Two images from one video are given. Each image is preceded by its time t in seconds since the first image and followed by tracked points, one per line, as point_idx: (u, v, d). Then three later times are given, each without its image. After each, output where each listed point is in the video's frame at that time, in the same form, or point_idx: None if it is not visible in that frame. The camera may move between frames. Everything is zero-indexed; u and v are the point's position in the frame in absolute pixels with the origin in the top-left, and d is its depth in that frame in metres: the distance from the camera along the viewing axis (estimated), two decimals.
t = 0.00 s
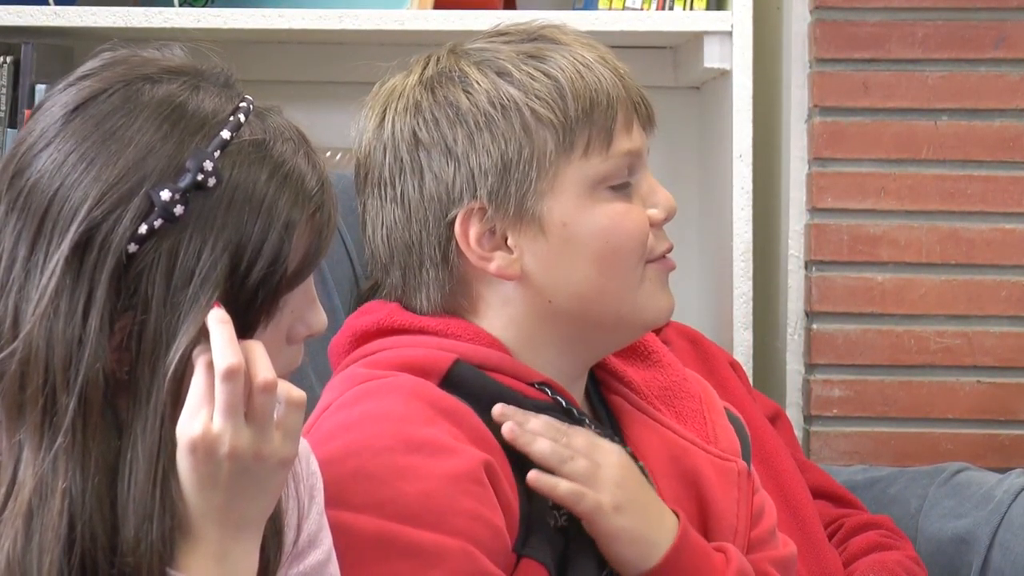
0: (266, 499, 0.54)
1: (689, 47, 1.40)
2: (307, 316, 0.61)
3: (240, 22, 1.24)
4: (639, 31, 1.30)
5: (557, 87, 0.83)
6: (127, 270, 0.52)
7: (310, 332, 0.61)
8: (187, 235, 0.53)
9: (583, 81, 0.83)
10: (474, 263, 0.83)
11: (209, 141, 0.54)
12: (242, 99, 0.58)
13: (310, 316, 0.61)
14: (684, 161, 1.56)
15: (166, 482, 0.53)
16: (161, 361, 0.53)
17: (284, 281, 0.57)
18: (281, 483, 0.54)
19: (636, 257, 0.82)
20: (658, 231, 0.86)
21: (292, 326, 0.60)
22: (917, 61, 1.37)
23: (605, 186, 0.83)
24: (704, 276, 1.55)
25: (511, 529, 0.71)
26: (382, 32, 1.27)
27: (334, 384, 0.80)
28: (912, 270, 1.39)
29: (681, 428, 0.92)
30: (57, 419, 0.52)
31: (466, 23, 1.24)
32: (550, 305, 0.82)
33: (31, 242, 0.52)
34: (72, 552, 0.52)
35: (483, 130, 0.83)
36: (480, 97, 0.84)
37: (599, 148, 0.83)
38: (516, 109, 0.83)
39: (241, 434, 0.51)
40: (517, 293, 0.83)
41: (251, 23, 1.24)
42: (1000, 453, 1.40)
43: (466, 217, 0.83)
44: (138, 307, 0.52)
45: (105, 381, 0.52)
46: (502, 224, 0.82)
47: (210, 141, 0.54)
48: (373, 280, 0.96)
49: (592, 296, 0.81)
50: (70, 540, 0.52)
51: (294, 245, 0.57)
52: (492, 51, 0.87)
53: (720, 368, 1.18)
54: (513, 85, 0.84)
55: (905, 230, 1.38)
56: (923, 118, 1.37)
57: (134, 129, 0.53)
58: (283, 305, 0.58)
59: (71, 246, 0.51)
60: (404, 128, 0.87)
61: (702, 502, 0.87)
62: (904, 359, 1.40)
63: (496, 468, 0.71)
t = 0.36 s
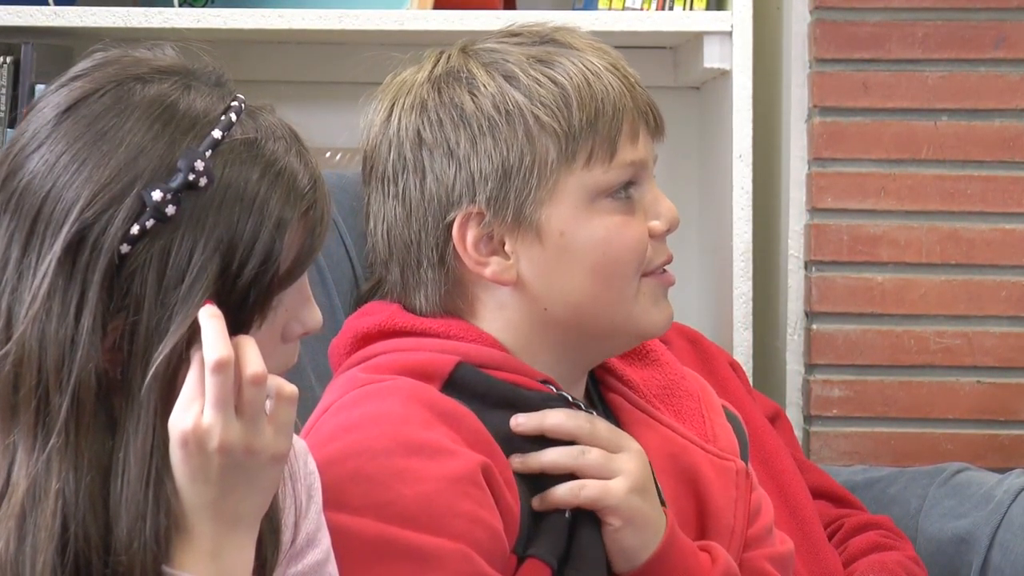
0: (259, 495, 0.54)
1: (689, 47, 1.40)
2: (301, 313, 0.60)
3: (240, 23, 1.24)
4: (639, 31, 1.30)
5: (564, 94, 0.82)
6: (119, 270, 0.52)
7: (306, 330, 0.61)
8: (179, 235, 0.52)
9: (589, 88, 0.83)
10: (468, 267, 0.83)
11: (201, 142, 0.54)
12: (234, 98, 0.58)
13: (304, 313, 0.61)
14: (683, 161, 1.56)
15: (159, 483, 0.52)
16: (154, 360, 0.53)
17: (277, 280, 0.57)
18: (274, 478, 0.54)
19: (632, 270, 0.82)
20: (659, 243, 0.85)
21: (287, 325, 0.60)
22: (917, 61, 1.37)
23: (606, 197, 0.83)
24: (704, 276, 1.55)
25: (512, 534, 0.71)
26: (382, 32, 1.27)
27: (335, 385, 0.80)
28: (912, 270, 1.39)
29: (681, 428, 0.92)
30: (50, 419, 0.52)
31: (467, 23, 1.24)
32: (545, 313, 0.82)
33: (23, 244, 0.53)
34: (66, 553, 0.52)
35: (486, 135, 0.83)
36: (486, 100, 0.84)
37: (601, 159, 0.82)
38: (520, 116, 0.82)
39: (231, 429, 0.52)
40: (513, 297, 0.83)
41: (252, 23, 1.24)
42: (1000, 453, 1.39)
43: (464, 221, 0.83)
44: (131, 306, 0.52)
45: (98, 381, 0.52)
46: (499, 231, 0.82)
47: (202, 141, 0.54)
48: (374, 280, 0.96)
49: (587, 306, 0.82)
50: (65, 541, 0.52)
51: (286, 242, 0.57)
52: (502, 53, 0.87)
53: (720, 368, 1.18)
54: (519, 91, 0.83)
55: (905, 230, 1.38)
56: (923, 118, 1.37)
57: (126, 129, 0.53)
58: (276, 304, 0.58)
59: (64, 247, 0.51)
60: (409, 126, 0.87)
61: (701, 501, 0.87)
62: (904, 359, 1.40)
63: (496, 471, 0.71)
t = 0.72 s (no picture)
0: (257, 498, 0.54)
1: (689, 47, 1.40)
2: (299, 312, 0.60)
3: (241, 23, 1.24)
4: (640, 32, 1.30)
5: (568, 94, 0.82)
6: (115, 271, 0.52)
7: (304, 329, 0.61)
8: (175, 235, 0.52)
9: (593, 88, 0.83)
10: (476, 268, 0.82)
11: (196, 142, 0.54)
12: (229, 97, 0.58)
13: (302, 312, 0.61)
14: (683, 162, 1.56)
15: (157, 485, 0.52)
16: (152, 361, 0.53)
17: (274, 279, 0.57)
18: (274, 480, 0.55)
19: (636, 269, 0.83)
20: (660, 241, 0.86)
21: (285, 323, 0.60)
22: (917, 61, 1.37)
23: (609, 196, 0.83)
24: (704, 276, 1.55)
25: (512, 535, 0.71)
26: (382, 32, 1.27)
27: (333, 385, 0.80)
28: (912, 270, 1.40)
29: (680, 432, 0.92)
30: (47, 421, 0.52)
31: (467, 23, 1.24)
32: (551, 312, 0.82)
33: (19, 247, 0.52)
34: (64, 556, 0.52)
35: (492, 135, 0.83)
36: (490, 100, 0.84)
37: (606, 157, 0.82)
38: (526, 116, 0.82)
39: (230, 431, 0.52)
40: (518, 297, 0.83)
41: (252, 23, 1.24)
42: (1000, 453, 1.39)
43: (471, 222, 0.83)
44: (127, 307, 0.52)
45: (96, 383, 0.52)
46: (506, 229, 0.82)
47: (197, 141, 0.54)
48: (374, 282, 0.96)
49: (593, 305, 0.82)
50: (62, 544, 0.52)
51: (282, 242, 0.57)
52: (503, 54, 0.87)
53: (718, 368, 1.18)
54: (524, 91, 0.83)
55: (905, 230, 1.38)
56: (922, 118, 1.37)
57: (121, 130, 0.53)
58: (275, 302, 0.58)
59: (60, 250, 0.51)
60: (410, 126, 0.86)
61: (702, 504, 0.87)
62: (904, 360, 1.40)
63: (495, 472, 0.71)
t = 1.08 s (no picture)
0: (256, 498, 0.54)
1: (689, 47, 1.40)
2: (296, 311, 0.60)
3: (241, 23, 1.24)
4: (640, 32, 1.30)
5: (568, 96, 0.82)
6: (112, 270, 0.52)
7: (303, 328, 0.61)
8: (172, 234, 0.52)
9: (593, 90, 0.82)
10: (474, 270, 0.83)
11: (194, 141, 0.54)
12: (226, 96, 0.58)
13: (300, 311, 0.61)
14: (683, 161, 1.56)
15: (156, 485, 0.53)
16: (150, 360, 0.53)
17: (271, 277, 0.57)
18: (273, 480, 0.55)
19: (637, 273, 0.81)
20: (665, 244, 0.84)
21: (283, 323, 0.60)
22: (917, 61, 1.37)
23: (610, 199, 0.82)
24: (704, 276, 1.55)
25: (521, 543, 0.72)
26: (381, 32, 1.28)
27: (343, 388, 0.80)
28: (912, 270, 1.40)
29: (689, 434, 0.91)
30: (46, 421, 0.52)
31: (467, 23, 1.24)
32: (553, 315, 0.82)
33: (17, 245, 0.53)
34: (63, 555, 0.52)
35: (490, 137, 0.83)
36: (489, 103, 0.84)
37: (606, 160, 0.82)
38: (524, 118, 0.82)
39: (230, 432, 0.52)
40: (518, 300, 0.83)
41: (252, 22, 1.24)
42: (1000, 453, 1.39)
43: (468, 225, 0.83)
44: (124, 307, 0.52)
45: (94, 383, 0.52)
46: (505, 232, 0.82)
47: (194, 140, 0.54)
48: (374, 280, 1.00)
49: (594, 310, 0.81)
50: (61, 544, 0.52)
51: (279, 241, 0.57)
52: (505, 55, 0.87)
53: (719, 367, 1.18)
54: (523, 93, 0.83)
55: (905, 230, 1.38)
56: (922, 118, 1.37)
57: (119, 129, 0.53)
58: (273, 301, 0.58)
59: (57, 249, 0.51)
60: (413, 127, 0.87)
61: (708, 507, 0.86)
62: (904, 359, 1.40)
63: (505, 479, 0.71)
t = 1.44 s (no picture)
0: (255, 499, 0.54)
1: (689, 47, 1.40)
2: (294, 310, 0.60)
3: (240, 22, 1.24)
4: (640, 32, 1.30)
5: (596, 102, 0.82)
6: (110, 270, 0.52)
7: (301, 327, 0.61)
8: (171, 234, 0.52)
9: (621, 96, 0.82)
10: (501, 276, 0.82)
11: (190, 140, 0.54)
12: (223, 95, 0.58)
13: (298, 310, 0.61)
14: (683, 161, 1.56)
15: (154, 485, 0.53)
16: (148, 359, 0.53)
17: (268, 277, 0.57)
18: (272, 481, 0.55)
19: (663, 279, 0.82)
20: (686, 250, 0.85)
21: (281, 321, 0.60)
22: (917, 61, 1.37)
23: (636, 206, 0.82)
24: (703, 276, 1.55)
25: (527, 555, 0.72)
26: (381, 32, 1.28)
27: (354, 393, 0.80)
28: (912, 270, 1.40)
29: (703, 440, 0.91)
30: (44, 421, 0.52)
31: (466, 23, 1.24)
32: (576, 321, 0.82)
33: (15, 245, 0.53)
34: (61, 555, 0.52)
35: (520, 143, 0.82)
36: (517, 108, 0.83)
37: (634, 167, 0.82)
38: (553, 124, 0.82)
39: (227, 433, 0.52)
40: (544, 306, 0.83)
41: (251, 22, 1.24)
42: (1000, 453, 1.39)
43: (497, 231, 0.82)
44: (122, 306, 0.52)
45: (93, 383, 0.52)
46: (533, 239, 0.82)
47: (191, 139, 0.54)
48: (374, 280, 1.02)
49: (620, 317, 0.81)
50: (60, 543, 0.52)
51: (277, 240, 0.57)
52: (530, 61, 0.87)
53: (721, 366, 1.17)
54: (551, 99, 0.83)
55: (905, 230, 1.38)
56: (922, 118, 1.37)
57: (117, 128, 0.53)
58: (270, 299, 0.58)
59: (55, 249, 0.51)
60: (438, 133, 0.86)
61: (720, 514, 0.86)
62: (904, 359, 1.40)
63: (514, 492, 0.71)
